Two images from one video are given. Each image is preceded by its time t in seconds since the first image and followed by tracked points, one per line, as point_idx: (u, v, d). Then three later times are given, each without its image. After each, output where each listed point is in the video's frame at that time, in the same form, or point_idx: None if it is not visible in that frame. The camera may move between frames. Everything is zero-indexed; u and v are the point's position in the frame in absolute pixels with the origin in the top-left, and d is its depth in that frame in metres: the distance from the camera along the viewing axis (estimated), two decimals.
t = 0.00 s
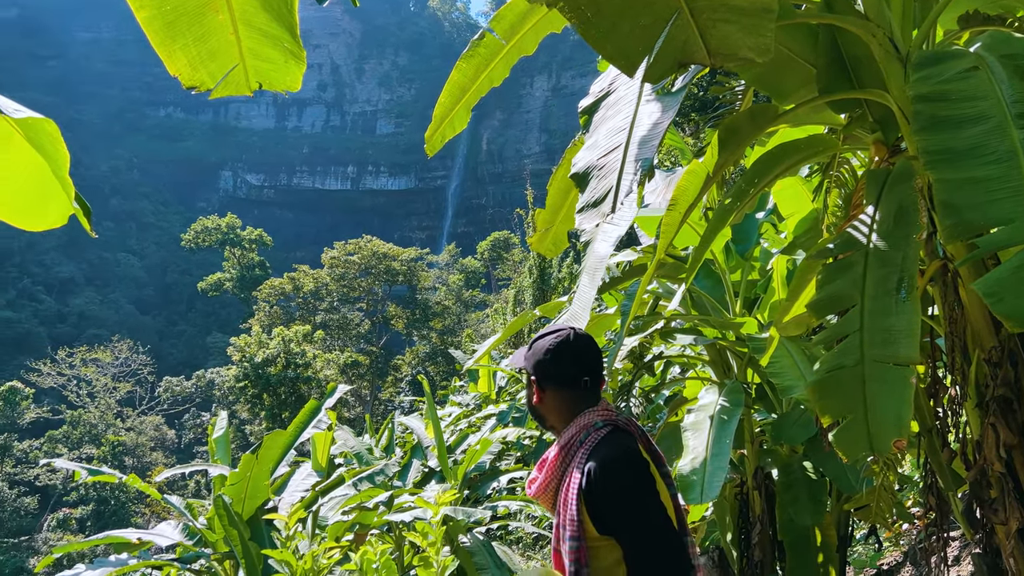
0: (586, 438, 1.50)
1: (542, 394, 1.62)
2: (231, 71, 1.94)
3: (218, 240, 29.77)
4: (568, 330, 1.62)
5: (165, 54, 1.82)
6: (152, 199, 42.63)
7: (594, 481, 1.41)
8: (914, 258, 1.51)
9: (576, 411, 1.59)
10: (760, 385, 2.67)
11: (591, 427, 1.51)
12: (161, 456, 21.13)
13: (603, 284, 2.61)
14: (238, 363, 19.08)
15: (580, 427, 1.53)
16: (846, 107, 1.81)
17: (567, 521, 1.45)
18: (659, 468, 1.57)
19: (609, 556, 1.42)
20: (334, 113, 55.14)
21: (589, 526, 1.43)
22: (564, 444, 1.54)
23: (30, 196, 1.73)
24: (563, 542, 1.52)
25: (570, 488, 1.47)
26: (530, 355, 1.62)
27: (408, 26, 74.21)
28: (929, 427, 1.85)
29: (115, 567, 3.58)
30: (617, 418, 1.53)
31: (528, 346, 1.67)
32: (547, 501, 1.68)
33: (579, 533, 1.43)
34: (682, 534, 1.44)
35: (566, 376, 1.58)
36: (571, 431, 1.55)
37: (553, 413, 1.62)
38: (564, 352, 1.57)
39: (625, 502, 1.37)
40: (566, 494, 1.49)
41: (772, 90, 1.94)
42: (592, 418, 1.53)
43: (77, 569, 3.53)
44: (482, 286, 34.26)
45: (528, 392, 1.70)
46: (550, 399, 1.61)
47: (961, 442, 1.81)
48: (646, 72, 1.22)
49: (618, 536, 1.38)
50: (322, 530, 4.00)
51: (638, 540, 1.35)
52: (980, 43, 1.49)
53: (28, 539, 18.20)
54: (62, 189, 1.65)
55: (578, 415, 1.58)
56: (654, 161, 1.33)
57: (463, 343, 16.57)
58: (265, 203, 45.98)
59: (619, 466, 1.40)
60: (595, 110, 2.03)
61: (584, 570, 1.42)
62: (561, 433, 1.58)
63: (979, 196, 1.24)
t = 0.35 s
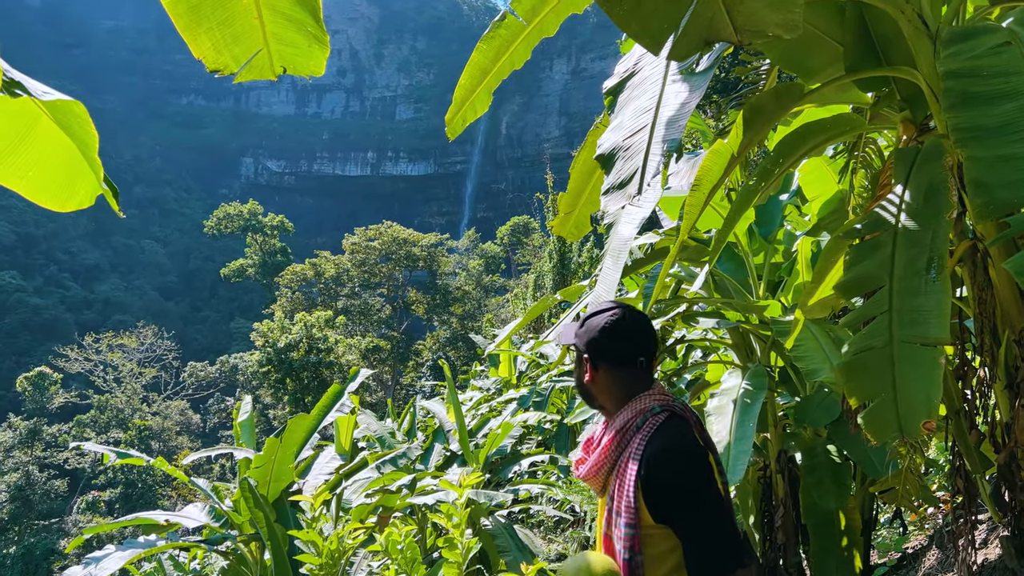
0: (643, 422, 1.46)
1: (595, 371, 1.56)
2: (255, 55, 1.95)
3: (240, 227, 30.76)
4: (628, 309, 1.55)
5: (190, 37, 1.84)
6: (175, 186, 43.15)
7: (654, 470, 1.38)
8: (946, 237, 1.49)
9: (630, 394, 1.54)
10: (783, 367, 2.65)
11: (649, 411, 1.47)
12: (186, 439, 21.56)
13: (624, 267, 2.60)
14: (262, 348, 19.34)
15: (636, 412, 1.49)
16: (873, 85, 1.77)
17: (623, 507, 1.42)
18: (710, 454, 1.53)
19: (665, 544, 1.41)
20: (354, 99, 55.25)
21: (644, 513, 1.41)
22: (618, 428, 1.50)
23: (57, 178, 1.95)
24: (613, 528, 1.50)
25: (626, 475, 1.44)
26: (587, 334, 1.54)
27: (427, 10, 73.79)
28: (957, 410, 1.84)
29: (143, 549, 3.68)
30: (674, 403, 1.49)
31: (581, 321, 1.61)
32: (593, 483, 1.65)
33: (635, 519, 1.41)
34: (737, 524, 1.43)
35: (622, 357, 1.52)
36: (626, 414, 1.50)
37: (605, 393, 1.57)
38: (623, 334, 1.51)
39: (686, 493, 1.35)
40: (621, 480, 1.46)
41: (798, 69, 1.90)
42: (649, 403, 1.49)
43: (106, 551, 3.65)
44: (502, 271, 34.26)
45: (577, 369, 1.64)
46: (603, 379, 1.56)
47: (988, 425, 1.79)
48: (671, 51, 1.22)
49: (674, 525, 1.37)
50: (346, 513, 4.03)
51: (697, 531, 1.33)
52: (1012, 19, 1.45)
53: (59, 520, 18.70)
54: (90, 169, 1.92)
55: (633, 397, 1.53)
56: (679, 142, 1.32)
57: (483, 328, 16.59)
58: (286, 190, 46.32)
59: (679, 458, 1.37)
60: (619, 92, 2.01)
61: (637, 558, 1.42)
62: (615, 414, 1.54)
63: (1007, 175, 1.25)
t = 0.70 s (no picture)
0: (755, 416, 1.41)
1: (699, 357, 1.50)
2: (254, 40, 1.93)
3: (241, 214, 30.62)
4: (737, 290, 1.50)
5: (187, 22, 1.83)
6: (176, 174, 43.05)
7: (771, 467, 1.33)
8: (947, 219, 1.49)
9: (734, 383, 1.48)
10: (785, 352, 2.67)
11: (760, 405, 1.42)
12: (191, 426, 21.68)
13: (625, 253, 2.58)
14: (264, 335, 19.40)
15: (746, 404, 1.43)
16: (874, 67, 1.76)
17: (731, 504, 1.37)
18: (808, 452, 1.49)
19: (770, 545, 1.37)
20: (354, 85, 54.98)
21: (750, 509, 1.37)
22: (725, 419, 1.45)
23: (53, 158, 1.95)
24: (711, 524, 1.44)
25: (733, 470, 1.39)
26: (696, 315, 1.48)
27: None
28: (958, 392, 1.85)
29: (148, 535, 3.71)
30: (784, 399, 1.45)
31: (681, 303, 1.54)
32: (682, 474, 1.58)
33: (740, 517, 1.37)
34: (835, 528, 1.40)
35: (731, 340, 1.46)
36: (733, 406, 1.45)
37: (706, 381, 1.51)
38: (738, 319, 1.46)
39: (802, 495, 1.30)
40: (728, 474, 1.40)
41: (798, 51, 1.88)
42: (760, 395, 1.44)
43: (112, 537, 3.69)
44: (504, 257, 34.19)
45: (673, 350, 1.57)
46: (708, 365, 1.49)
47: (989, 408, 1.82)
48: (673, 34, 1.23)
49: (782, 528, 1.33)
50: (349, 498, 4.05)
51: (809, 538, 1.30)
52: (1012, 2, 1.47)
53: (65, 506, 18.85)
54: (84, 152, 1.90)
55: (739, 387, 1.48)
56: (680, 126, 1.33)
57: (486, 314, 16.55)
58: (287, 176, 46.19)
59: (796, 456, 1.33)
60: (619, 75, 1.98)
61: (740, 560, 1.36)
62: (720, 403, 1.48)
63: (1007, 157, 1.29)
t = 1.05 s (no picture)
0: (811, 398, 1.39)
1: (756, 334, 1.47)
2: (226, 24, 1.89)
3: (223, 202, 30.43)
4: (798, 263, 1.46)
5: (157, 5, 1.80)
6: (156, 162, 42.40)
7: (827, 449, 1.32)
8: (921, 207, 1.54)
9: (789, 360, 1.47)
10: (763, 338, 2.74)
11: (817, 386, 1.40)
12: (173, 416, 21.45)
13: (605, 241, 2.59)
14: (246, 325, 19.23)
15: (803, 385, 1.41)
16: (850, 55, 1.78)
17: (781, 488, 1.38)
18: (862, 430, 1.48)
19: (823, 529, 1.37)
20: (336, 72, 54.36)
21: (801, 492, 1.36)
22: (780, 399, 1.43)
23: (24, 146, 1.89)
24: (760, 506, 1.45)
25: (785, 453, 1.38)
26: (752, 293, 1.46)
27: None
28: (933, 377, 1.90)
29: (128, 527, 3.65)
30: (843, 381, 1.42)
31: (733, 281, 1.52)
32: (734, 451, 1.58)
33: (791, 502, 1.36)
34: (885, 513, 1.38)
35: (788, 318, 1.45)
36: (789, 386, 1.43)
37: (763, 357, 1.49)
38: (798, 295, 1.43)
39: (857, 480, 1.28)
40: (782, 456, 1.39)
41: (776, 37, 1.88)
42: (817, 376, 1.41)
43: (92, 528, 3.64)
44: (488, 246, 34.06)
45: (725, 329, 1.55)
46: (764, 344, 1.47)
47: (963, 393, 1.86)
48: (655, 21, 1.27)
49: (835, 513, 1.32)
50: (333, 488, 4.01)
51: (866, 524, 1.28)
52: None
53: (46, 498, 18.60)
54: (54, 139, 1.86)
55: (793, 365, 1.46)
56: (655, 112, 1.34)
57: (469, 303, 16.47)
58: (269, 164, 45.61)
59: (850, 440, 1.30)
60: (596, 62, 1.97)
61: (792, 545, 1.37)
62: (775, 383, 1.46)
63: (982, 143, 1.32)
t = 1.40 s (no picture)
0: (785, 372, 1.33)
1: (726, 311, 1.41)
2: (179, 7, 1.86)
3: (190, 193, 30.04)
4: (765, 238, 1.40)
5: None
6: (120, 151, 41.33)
7: (803, 425, 1.26)
8: (878, 199, 1.61)
9: (762, 336, 1.41)
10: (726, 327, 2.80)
11: (791, 360, 1.34)
12: (140, 410, 21.00)
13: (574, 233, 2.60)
14: (214, 317, 18.87)
15: (776, 358, 1.35)
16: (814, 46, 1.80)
17: (756, 462, 1.32)
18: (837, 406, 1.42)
19: (796, 504, 1.32)
20: (305, 61, 53.52)
21: (776, 468, 1.31)
22: (752, 374, 1.37)
23: None
24: (735, 480, 1.39)
25: (761, 427, 1.32)
26: (724, 267, 1.39)
27: None
28: (892, 364, 1.95)
29: (91, 522, 3.54)
30: (817, 354, 1.36)
31: (704, 256, 1.45)
32: (709, 425, 1.52)
33: (767, 477, 1.31)
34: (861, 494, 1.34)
35: (761, 292, 1.38)
36: (763, 359, 1.37)
37: (735, 335, 1.42)
38: (772, 270, 1.37)
39: (833, 457, 1.22)
40: (757, 430, 1.33)
41: (740, 29, 1.89)
42: (792, 349, 1.35)
43: (54, 524, 3.52)
44: (460, 238, 33.86)
45: (696, 305, 1.49)
46: (735, 320, 1.41)
47: (922, 381, 1.92)
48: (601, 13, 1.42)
49: (809, 489, 1.27)
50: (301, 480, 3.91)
51: (842, 501, 1.22)
52: None
53: (7, 495, 18.09)
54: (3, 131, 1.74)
55: (766, 341, 1.40)
56: (616, 103, 1.36)
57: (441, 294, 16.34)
58: (237, 154, 44.74)
59: (826, 415, 1.25)
60: (557, 50, 1.95)
61: (765, 522, 1.32)
62: (748, 359, 1.40)
63: (938, 136, 1.35)
